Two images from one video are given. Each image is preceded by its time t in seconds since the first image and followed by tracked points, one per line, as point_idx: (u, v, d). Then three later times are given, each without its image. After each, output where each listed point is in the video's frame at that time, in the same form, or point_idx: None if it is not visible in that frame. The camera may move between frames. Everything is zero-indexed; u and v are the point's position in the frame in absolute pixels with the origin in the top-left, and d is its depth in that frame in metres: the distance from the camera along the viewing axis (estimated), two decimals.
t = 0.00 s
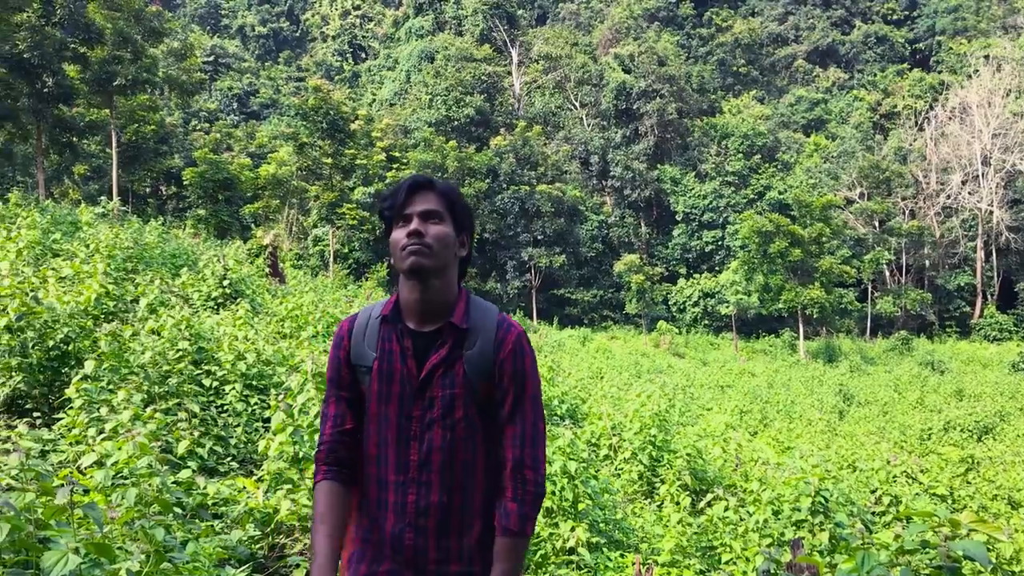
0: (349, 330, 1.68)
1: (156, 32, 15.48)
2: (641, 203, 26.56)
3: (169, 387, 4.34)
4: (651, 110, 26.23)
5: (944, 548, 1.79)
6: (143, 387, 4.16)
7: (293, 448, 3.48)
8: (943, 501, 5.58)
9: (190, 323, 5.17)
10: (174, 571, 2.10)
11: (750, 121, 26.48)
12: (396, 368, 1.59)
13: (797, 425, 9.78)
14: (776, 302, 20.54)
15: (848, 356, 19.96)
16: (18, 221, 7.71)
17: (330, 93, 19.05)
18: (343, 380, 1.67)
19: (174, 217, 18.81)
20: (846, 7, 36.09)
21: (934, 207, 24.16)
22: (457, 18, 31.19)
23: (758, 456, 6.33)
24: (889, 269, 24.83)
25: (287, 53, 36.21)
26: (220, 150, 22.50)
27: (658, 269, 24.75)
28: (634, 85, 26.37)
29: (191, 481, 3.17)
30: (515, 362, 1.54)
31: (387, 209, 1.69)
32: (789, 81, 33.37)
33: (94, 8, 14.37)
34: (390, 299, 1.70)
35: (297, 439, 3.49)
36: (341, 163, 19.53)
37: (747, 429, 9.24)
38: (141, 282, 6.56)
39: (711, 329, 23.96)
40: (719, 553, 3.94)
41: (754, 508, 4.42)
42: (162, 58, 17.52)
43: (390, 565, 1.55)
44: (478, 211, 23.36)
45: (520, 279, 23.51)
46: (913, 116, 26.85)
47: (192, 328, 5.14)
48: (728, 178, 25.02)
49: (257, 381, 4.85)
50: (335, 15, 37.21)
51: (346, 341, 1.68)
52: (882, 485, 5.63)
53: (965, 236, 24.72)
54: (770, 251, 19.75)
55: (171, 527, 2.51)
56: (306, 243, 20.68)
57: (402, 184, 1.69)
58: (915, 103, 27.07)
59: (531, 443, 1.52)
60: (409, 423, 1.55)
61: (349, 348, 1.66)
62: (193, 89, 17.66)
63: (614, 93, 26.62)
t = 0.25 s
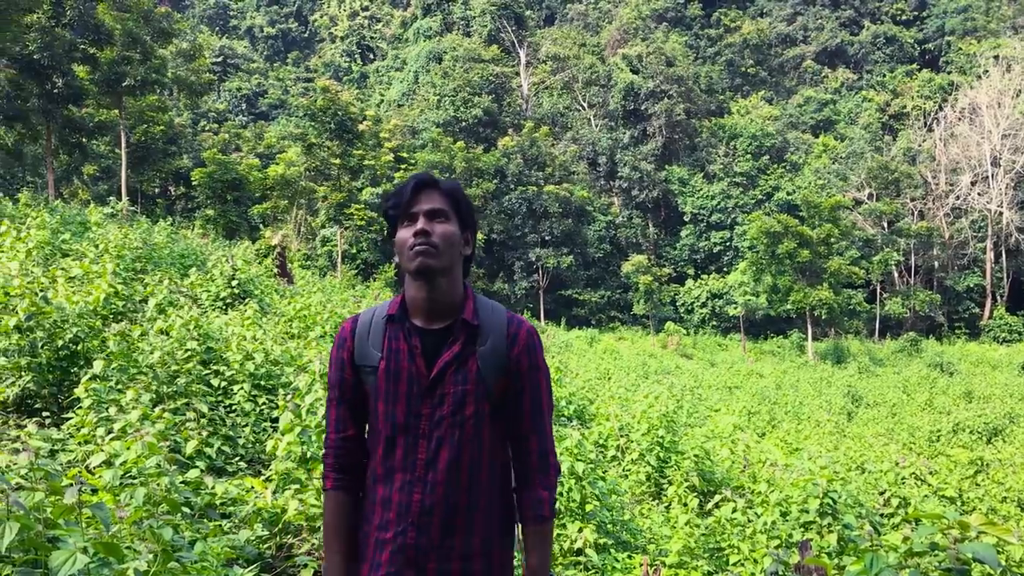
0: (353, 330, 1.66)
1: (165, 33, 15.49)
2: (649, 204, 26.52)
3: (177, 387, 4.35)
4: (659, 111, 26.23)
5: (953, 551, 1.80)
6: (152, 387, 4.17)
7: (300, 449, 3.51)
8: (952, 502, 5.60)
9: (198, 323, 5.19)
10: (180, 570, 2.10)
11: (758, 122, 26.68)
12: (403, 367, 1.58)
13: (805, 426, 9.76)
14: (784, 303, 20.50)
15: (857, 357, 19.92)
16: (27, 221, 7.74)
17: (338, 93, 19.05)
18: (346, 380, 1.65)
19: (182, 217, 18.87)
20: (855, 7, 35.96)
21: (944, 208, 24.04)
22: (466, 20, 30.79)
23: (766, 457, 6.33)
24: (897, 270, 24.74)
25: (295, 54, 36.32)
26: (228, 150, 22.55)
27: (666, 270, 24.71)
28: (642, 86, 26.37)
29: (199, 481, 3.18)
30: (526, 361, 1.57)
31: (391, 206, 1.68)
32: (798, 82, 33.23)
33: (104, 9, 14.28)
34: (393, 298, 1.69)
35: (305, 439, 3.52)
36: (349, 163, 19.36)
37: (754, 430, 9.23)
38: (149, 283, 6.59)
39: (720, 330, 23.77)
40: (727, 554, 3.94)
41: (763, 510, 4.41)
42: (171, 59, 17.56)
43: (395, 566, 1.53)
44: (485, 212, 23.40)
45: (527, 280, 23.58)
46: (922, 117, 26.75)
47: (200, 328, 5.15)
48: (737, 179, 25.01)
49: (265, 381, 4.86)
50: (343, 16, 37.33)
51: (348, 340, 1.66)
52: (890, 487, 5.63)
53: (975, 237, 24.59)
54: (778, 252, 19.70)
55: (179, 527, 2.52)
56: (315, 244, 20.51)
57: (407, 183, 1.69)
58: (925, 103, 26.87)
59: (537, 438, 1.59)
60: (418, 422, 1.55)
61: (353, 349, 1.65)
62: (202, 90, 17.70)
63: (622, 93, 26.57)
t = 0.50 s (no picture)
0: (349, 331, 1.67)
1: (173, 32, 15.53)
2: (656, 204, 26.51)
3: (184, 386, 4.36)
4: (666, 111, 26.21)
5: (961, 553, 1.80)
6: (159, 386, 4.18)
7: (306, 448, 3.52)
8: (961, 504, 5.57)
9: (205, 323, 5.20)
10: (186, 569, 2.11)
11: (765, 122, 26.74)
12: (401, 367, 1.57)
13: (812, 426, 9.75)
14: (791, 303, 20.44)
15: (864, 358, 19.89)
16: (35, 220, 7.76)
17: (345, 93, 19.16)
18: (345, 381, 1.65)
19: (189, 217, 18.93)
20: (863, 8, 35.89)
21: (952, 208, 24.02)
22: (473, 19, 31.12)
23: (773, 458, 6.32)
24: (905, 270, 24.67)
25: (303, 54, 36.42)
26: (236, 150, 22.60)
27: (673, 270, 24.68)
28: (649, 86, 26.44)
29: (206, 480, 3.19)
30: (524, 360, 1.57)
31: (389, 206, 1.68)
32: (805, 82, 33.17)
33: (112, 9, 14.28)
34: (391, 299, 1.69)
35: (311, 438, 3.54)
36: (357, 163, 19.72)
37: (761, 431, 9.21)
38: (156, 282, 6.61)
39: (727, 331, 23.70)
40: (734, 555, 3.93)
41: (770, 510, 4.41)
42: (179, 59, 17.61)
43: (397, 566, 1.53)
44: (492, 211, 23.43)
45: (534, 279, 23.60)
46: (930, 117, 26.67)
47: (207, 327, 5.16)
48: (743, 179, 24.91)
49: (272, 380, 4.87)
50: (350, 16, 37.47)
51: (345, 341, 1.66)
52: (898, 487, 5.61)
53: (983, 238, 24.50)
54: (785, 252, 19.68)
55: (185, 526, 2.52)
56: (322, 243, 20.64)
57: (405, 184, 1.69)
58: (932, 103, 26.77)
59: (535, 436, 1.59)
60: (416, 422, 1.54)
61: (350, 349, 1.64)
62: (210, 90, 17.76)
63: (629, 93, 26.73)
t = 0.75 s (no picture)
0: (355, 329, 1.67)
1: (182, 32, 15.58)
2: (664, 203, 26.47)
3: (193, 384, 4.37)
4: (674, 110, 26.16)
5: (969, 552, 1.80)
6: (168, 384, 4.20)
7: (314, 446, 3.57)
8: (969, 505, 5.55)
9: (214, 321, 5.22)
10: (196, 567, 2.11)
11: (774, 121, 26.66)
12: (406, 366, 1.57)
13: (820, 426, 9.72)
14: (800, 303, 20.38)
15: (872, 358, 19.85)
16: (45, 219, 7.77)
17: (354, 93, 18.94)
18: (351, 379, 1.66)
19: (197, 216, 18.99)
20: (872, 6, 35.79)
21: (961, 207, 23.88)
22: (480, 18, 31.38)
23: (781, 458, 6.29)
24: (914, 270, 24.58)
25: (311, 54, 36.47)
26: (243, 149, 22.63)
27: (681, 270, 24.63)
28: (657, 85, 26.30)
29: (213, 479, 3.21)
30: (530, 358, 1.57)
31: (386, 210, 1.67)
32: (814, 81, 33.12)
33: (120, 9, 14.28)
34: (397, 297, 1.69)
35: (319, 436, 3.58)
36: (365, 162, 19.22)
37: (769, 431, 9.19)
38: (165, 279, 6.65)
39: (735, 330, 23.64)
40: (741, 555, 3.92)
41: (777, 511, 4.40)
42: (188, 58, 17.66)
43: (401, 565, 1.54)
44: (499, 211, 23.45)
45: (541, 279, 23.61)
46: (939, 116, 26.56)
47: (216, 326, 5.18)
48: (752, 178, 24.99)
49: (280, 379, 4.87)
50: (358, 16, 37.64)
51: (351, 339, 1.67)
52: (906, 488, 5.60)
53: (993, 238, 24.35)
54: (794, 251, 19.64)
55: (194, 523, 2.54)
56: (328, 243, 20.84)
57: (401, 183, 1.68)
58: (941, 102, 26.63)
59: (539, 436, 1.59)
60: (421, 421, 1.55)
61: (356, 347, 1.65)
62: (218, 89, 17.80)
63: (637, 92, 26.58)
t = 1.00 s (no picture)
0: (365, 328, 1.68)
1: (190, 32, 15.67)
2: (670, 202, 26.44)
3: (200, 384, 4.39)
4: (681, 109, 26.08)
5: (978, 554, 1.79)
6: (176, 383, 4.21)
7: (321, 446, 3.59)
8: (978, 504, 5.53)
9: (221, 321, 5.23)
10: (204, 566, 2.11)
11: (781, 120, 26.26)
12: (412, 364, 1.58)
13: (827, 426, 9.70)
14: (807, 302, 20.42)
15: (880, 357, 19.81)
16: (53, 218, 7.79)
17: (360, 92, 18.94)
18: (359, 377, 1.67)
19: (204, 215, 19.06)
20: (879, 5, 35.72)
21: (968, 206, 23.57)
22: (487, 17, 31.58)
23: (789, 457, 6.27)
24: (922, 269, 24.48)
25: (317, 53, 36.55)
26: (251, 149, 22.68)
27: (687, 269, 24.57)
28: (664, 84, 26.24)
29: (221, 478, 3.23)
30: (537, 359, 1.56)
31: (381, 211, 1.68)
32: (821, 80, 33.04)
33: (128, 8, 14.30)
34: (405, 297, 1.69)
35: (326, 436, 3.60)
36: (372, 162, 19.29)
37: (776, 430, 9.18)
38: (173, 279, 6.68)
39: (741, 330, 23.61)
40: (748, 554, 3.92)
41: (784, 510, 4.40)
42: (195, 58, 17.70)
43: (407, 563, 1.54)
44: (505, 210, 23.49)
45: (547, 278, 23.66)
46: (947, 114, 26.45)
47: (223, 325, 5.20)
48: (759, 177, 24.99)
49: (287, 378, 4.89)
50: (365, 15, 37.77)
51: (361, 337, 1.68)
52: (914, 488, 5.59)
53: (1001, 237, 24.04)
54: (801, 250, 19.60)
55: (201, 522, 2.55)
56: (336, 242, 20.89)
57: (395, 185, 1.66)
58: (949, 101, 26.52)
59: (546, 436, 1.58)
60: (426, 420, 1.55)
61: (365, 345, 1.66)
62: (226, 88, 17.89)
63: (643, 92, 26.42)
